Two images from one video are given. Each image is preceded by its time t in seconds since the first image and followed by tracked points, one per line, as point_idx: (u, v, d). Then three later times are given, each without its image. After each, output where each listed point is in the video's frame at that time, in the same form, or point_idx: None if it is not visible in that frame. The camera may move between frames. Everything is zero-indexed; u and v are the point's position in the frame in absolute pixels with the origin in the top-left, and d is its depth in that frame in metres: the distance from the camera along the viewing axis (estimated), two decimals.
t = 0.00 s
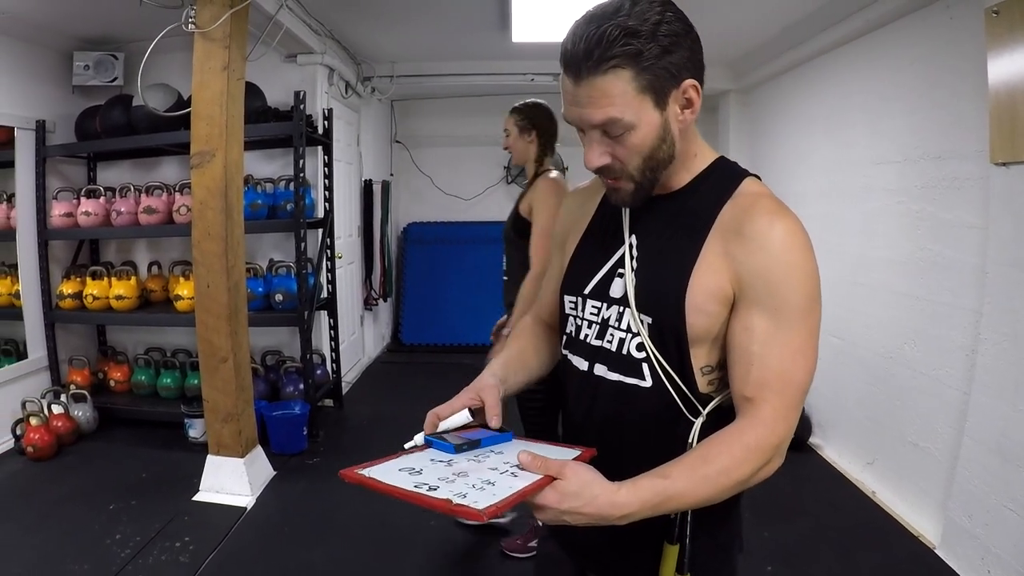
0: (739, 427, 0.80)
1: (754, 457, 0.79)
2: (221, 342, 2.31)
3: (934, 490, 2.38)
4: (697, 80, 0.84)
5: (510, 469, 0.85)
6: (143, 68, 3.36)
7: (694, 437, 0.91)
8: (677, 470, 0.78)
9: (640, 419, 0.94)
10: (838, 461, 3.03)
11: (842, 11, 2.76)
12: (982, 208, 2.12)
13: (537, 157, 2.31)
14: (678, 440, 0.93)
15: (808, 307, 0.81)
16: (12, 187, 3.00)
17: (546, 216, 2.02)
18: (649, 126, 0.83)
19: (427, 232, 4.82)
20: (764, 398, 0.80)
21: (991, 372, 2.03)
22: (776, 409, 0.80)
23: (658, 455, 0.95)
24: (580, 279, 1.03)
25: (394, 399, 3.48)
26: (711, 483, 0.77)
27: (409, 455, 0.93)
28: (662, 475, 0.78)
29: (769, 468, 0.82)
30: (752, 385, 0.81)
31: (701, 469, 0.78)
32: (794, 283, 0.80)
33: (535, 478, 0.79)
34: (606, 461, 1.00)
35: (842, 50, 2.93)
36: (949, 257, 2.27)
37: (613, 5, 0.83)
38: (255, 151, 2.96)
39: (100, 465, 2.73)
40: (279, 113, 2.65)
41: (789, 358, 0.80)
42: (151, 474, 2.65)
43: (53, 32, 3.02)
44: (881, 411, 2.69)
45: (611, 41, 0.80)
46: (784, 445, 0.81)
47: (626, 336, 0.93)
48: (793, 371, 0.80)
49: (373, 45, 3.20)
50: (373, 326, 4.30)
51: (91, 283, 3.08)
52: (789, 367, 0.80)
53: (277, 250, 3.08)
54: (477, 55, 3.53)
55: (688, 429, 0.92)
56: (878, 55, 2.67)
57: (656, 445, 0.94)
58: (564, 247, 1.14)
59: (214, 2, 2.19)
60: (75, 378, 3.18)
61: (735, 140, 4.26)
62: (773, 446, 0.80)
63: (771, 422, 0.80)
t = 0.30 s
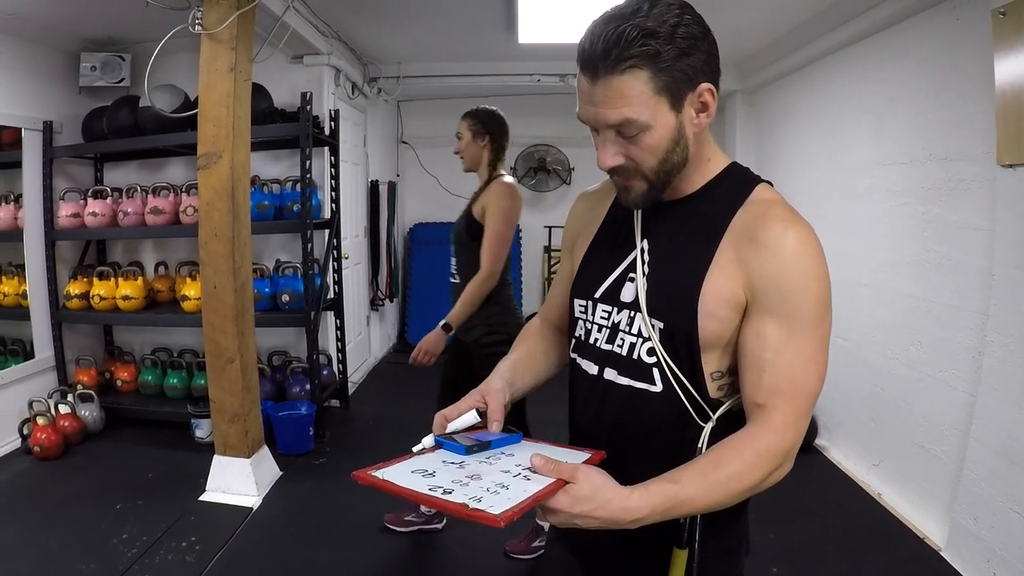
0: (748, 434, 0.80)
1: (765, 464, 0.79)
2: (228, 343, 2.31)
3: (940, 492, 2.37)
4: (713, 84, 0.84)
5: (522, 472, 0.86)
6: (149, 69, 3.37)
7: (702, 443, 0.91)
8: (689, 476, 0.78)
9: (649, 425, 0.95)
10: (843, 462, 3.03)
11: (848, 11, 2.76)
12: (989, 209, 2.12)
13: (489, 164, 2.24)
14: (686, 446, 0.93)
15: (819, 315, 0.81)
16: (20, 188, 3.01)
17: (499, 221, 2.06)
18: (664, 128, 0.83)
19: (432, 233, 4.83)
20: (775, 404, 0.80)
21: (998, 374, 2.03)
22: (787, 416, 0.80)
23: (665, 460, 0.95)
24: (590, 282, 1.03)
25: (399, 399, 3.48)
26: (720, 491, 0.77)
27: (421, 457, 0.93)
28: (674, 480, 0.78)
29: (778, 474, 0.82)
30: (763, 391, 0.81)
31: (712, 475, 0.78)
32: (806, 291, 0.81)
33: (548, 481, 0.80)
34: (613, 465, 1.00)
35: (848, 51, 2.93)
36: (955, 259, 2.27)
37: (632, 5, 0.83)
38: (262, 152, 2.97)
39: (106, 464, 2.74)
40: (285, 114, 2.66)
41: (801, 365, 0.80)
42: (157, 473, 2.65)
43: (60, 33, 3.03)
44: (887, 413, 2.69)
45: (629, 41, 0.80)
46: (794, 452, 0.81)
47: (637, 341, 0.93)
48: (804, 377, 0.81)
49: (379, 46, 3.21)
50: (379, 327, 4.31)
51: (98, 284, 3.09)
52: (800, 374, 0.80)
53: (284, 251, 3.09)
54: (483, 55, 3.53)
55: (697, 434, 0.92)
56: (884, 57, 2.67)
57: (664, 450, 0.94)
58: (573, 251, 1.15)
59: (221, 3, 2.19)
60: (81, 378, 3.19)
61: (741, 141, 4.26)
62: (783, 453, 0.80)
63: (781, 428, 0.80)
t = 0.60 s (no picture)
0: (761, 437, 0.80)
1: (777, 468, 0.78)
2: (234, 342, 2.32)
3: (947, 494, 2.36)
4: (731, 79, 0.85)
5: (537, 476, 0.85)
6: (156, 69, 3.38)
7: (712, 447, 0.91)
8: (702, 480, 0.77)
9: (659, 425, 0.94)
10: (850, 463, 3.02)
11: (855, 11, 2.75)
12: (996, 210, 2.11)
13: (451, 164, 2.16)
14: (696, 447, 0.93)
15: (831, 318, 0.81)
16: (27, 187, 3.03)
17: (473, 220, 2.02)
18: (681, 117, 0.83)
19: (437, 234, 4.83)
20: (786, 407, 0.80)
21: (1005, 375, 2.03)
22: (798, 420, 0.80)
23: (675, 461, 0.95)
24: (600, 283, 1.03)
25: (405, 399, 3.49)
26: (733, 494, 0.77)
27: (433, 460, 0.92)
28: (688, 484, 0.77)
29: (789, 478, 0.81)
30: (775, 394, 0.81)
31: (725, 478, 0.77)
32: (819, 295, 0.81)
33: (562, 486, 0.79)
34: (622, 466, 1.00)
35: (856, 51, 2.93)
36: (963, 260, 2.26)
37: None
38: (268, 152, 2.97)
39: (113, 464, 2.75)
40: (292, 114, 2.66)
41: (813, 367, 0.80)
42: (163, 473, 2.65)
43: (67, 33, 3.04)
44: (894, 414, 2.68)
45: (651, 26, 0.81)
46: (806, 455, 0.81)
47: (648, 341, 0.93)
48: (817, 380, 0.80)
49: (386, 46, 3.21)
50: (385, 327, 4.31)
51: (105, 283, 3.10)
52: (812, 377, 0.80)
53: (290, 250, 3.09)
54: (490, 55, 3.53)
55: (707, 437, 0.92)
56: (891, 57, 2.67)
57: (674, 451, 0.94)
58: (582, 253, 1.14)
59: (228, 4, 2.19)
60: (88, 377, 3.20)
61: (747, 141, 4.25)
62: (794, 455, 0.80)
63: (793, 431, 0.79)
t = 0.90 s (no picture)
0: (790, 438, 0.79)
1: (808, 468, 0.77)
2: (241, 342, 2.31)
3: (957, 496, 2.34)
4: (759, 68, 0.86)
5: (569, 490, 0.81)
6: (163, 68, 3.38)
7: (732, 449, 0.90)
8: (736, 483, 0.75)
9: (678, 428, 0.94)
10: (859, 465, 3.00)
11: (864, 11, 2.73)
12: (1008, 210, 2.09)
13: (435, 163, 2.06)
14: (716, 449, 0.92)
15: (858, 316, 0.80)
16: (33, 187, 3.02)
17: (472, 219, 1.96)
18: (710, 94, 0.82)
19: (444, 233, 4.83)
20: (816, 407, 0.79)
21: (1017, 377, 2.00)
22: (828, 420, 0.79)
23: (694, 464, 0.94)
24: (616, 283, 1.01)
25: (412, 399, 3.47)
26: (768, 497, 0.75)
27: (457, 477, 0.87)
28: (722, 489, 0.75)
29: (818, 478, 0.80)
30: (804, 393, 0.80)
31: (758, 481, 0.75)
32: (847, 292, 0.80)
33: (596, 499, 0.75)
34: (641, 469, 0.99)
35: (866, 51, 2.91)
36: (975, 261, 2.24)
37: None
38: (275, 151, 2.96)
39: (119, 464, 2.74)
40: (299, 114, 2.65)
41: (840, 366, 0.80)
42: (169, 474, 2.65)
43: (74, 33, 3.04)
44: (904, 416, 2.66)
45: (686, 4, 0.82)
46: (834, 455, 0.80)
47: (670, 341, 0.92)
48: (844, 379, 0.80)
49: (394, 45, 3.20)
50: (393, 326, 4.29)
51: (111, 283, 3.09)
52: (841, 376, 0.79)
53: (297, 250, 3.08)
54: (497, 55, 3.52)
55: (727, 439, 0.91)
56: (902, 56, 2.65)
57: (693, 453, 0.93)
58: (592, 244, 1.11)
59: (235, 2, 2.18)
60: (93, 377, 3.19)
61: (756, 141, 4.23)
62: (824, 455, 0.79)
63: (822, 431, 0.78)
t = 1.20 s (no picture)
0: (814, 436, 0.79)
1: (832, 465, 0.78)
2: (246, 344, 2.29)
3: (968, 500, 2.32)
4: (775, 60, 0.86)
5: (599, 501, 0.76)
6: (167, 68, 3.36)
7: (746, 450, 0.89)
8: (765, 485, 0.75)
9: (692, 430, 0.91)
10: (870, 468, 2.98)
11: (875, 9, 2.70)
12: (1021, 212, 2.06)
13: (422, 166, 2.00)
14: (730, 452, 0.90)
15: (875, 312, 0.81)
16: (38, 187, 3.01)
17: (461, 228, 1.93)
18: (729, 73, 0.81)
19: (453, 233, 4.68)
20: (839, 404, 0.80)
21: None
22: (851, 415, 0.80)
23: (710, 468, 0.91)
24: (629, 282, 0.97)
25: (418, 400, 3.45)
26: (798, 496, 0.76)
27: (480, 490, 0.80)
28: (751, 491, 0.75)
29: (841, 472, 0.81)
30: (826, 391, 0.81)
31: (786, 480, 0.76)
32: (867, 289, 0.80)
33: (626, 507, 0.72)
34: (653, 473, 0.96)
35: (877, 50, 2.88)
36: (988, 263, 2.21)
37: None
38: (281, 151, 2.95)
39: (123, 465, 2.73)
40: (305, 114, 2.62)
41: (860, 363, 0.80)
42: (174, 476, 2.63)
43: (78, 33, 3.02)
44: (915, 419, 2.64)
45: None
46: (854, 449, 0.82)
47: (686, 341, 0.90)
48: (864, 376, 0.80)
49: (401, 45, 3.18)
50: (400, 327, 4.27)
51: (116, 283, 3.08)
52: (861, 372, 0.80)
53: (303, 250, 3.07)
54: (504, 54, 3.50)
55: (741, 441, 0.90)
56: (913, 56, 2.62)
57: (708, 457, 0.91)
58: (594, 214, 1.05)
59: (240, 1, 2.17)
60: (98, 378, 3.18)
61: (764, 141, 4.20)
62: (847, 452, 0.80)
63: (845, 427, 0.79)
